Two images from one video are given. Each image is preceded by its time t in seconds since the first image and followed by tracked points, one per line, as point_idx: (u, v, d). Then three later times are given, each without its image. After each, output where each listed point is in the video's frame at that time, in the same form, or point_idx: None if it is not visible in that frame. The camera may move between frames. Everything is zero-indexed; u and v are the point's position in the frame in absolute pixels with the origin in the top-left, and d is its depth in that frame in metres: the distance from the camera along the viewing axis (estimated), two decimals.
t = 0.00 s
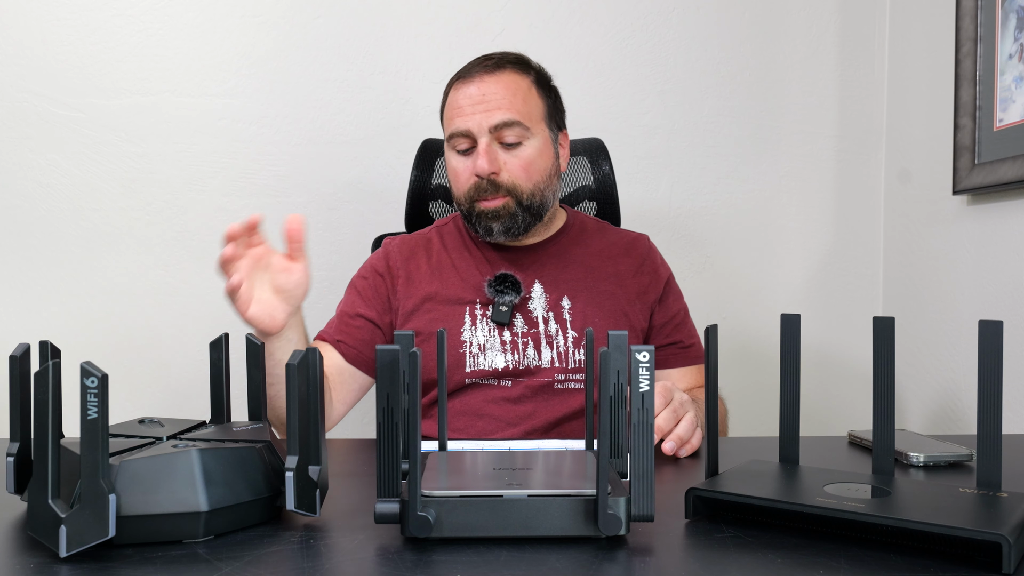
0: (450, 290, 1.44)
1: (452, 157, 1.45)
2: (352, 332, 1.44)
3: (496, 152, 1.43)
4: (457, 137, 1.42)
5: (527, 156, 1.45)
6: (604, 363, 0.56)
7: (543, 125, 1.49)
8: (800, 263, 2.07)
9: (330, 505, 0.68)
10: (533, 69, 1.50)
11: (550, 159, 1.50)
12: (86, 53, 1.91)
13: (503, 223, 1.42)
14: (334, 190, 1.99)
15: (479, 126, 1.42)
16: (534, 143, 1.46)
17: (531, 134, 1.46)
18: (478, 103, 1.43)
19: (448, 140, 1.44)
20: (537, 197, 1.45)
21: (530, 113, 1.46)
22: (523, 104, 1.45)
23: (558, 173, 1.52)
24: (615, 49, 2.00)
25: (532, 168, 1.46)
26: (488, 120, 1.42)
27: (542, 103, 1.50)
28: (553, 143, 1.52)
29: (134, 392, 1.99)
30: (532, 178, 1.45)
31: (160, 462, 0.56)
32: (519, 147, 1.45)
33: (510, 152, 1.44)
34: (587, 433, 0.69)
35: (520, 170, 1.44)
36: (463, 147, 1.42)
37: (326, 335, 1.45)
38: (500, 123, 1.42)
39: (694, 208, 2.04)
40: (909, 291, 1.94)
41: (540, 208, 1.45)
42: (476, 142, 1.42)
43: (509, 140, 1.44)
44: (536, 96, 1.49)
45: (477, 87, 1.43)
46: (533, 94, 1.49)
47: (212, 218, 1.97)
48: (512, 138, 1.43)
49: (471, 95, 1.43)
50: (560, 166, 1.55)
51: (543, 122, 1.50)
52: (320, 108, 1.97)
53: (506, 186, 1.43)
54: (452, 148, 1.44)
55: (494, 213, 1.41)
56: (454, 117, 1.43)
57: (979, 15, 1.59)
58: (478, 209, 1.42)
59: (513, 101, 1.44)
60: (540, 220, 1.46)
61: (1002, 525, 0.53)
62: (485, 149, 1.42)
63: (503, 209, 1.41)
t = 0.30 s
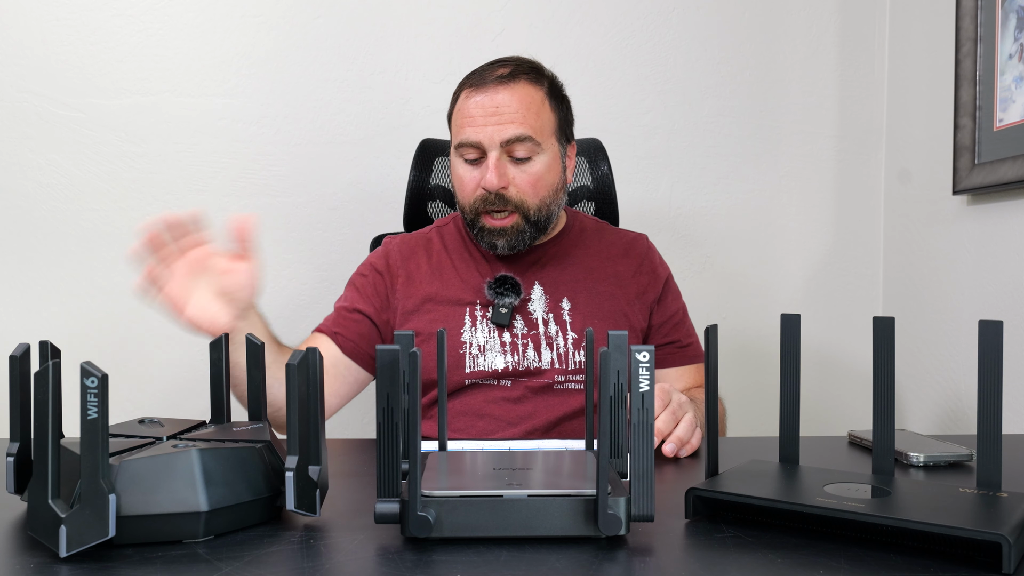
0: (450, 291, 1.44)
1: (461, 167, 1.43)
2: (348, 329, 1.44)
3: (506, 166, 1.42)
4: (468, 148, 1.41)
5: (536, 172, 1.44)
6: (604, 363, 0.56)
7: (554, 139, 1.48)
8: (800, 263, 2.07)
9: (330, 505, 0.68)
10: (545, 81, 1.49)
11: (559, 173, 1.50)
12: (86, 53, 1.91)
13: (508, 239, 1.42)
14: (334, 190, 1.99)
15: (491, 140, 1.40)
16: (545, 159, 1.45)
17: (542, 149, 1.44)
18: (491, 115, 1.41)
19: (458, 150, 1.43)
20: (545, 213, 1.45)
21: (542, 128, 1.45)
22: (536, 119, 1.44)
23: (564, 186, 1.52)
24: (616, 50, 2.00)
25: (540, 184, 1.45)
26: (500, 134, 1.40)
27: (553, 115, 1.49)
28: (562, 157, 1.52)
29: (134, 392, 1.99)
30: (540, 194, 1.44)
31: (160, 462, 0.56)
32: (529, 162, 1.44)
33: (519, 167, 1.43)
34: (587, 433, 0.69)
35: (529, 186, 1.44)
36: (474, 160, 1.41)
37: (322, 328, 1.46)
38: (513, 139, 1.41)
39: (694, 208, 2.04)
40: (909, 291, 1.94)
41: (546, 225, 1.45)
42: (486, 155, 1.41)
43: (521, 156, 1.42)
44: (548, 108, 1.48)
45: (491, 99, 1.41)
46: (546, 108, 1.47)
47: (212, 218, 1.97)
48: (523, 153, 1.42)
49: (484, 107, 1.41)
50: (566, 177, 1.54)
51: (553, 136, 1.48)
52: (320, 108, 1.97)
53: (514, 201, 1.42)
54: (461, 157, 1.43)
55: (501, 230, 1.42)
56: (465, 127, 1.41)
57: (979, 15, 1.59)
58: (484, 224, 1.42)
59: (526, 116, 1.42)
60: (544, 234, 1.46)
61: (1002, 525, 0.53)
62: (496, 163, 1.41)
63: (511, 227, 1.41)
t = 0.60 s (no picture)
0: (450, 292, 1.44)
1: (466, 163, 1.43)
2: (348, 334, 1.43)
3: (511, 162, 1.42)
4: (473, 143, 1.41)
5: (542, 168, 1.44)
6: (604, 363, 0.56)
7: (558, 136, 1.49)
8: (800, 263, 2.07)
9: (330, 505, 0.68)
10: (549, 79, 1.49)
11: (563, 171, 1.50)
12: (86, 53, 1.91)
13: (512, 233, 1.42)
14: (334, 190, 1.99)
15: (496, 135, 1.40)
16: (550, 155, 1.45)
17: (547, 146, 1.45)
18: (497, 111, 1.41)
19: (463, 145, 1.43)
20: (549, 208, 1.44)
21: (546, 124, 1.45)
22: (541, 115, 1.44)
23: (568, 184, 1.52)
24: (616, 50, 2.00)
25: (546, 180, 1.45)
26: (506, 129, 1.41)
27: (557, 113, 1.49)
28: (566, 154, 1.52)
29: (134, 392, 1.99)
30: (545, 189, 1.44)
31: (160, 462, 0.56)
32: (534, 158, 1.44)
33: (525, 162, 1.43)
34: (587, 434, 0.69)
35: (535, 181, 1.43)
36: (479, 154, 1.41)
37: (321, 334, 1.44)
38: (518, 133, 1.41)
39: (694, 208, 2.04)
40: (908, 291, 1.94)
41: (551, 220, 1.44)
42: (491, 150, 1.41)
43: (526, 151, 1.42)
44: (552, 106, 1.49)
45: (497, 96, 1.42)
46: (550, 105, 1.48)
47: (212, 218, 1.97)
48: (528, 148, 1.42)
49: (489, 104, 1.42)
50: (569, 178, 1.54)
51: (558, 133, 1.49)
52: (321, 108, 1.97)
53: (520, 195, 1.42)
54: (466, 154, 1.43)
55: (504, 222, 1.40)
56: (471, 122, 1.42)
57: (979, 15, 1.59)
58: (489, 217, 1.41)
59: (531, 112, 1.43)
60: (548, 230, 1.46)
61: (1002, 525, 0.53)
62: (502, 158, 1.41)
63: (514, 220, 1.41)
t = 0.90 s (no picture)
0: (444, 293, 1.44)
1: (468, 146, 1.45)
2: (344, 349, 1.45)
3: (514, 141, 1.43)
4: (475, 125, 1.43)
5: (544, 148, 1.45)
6: (604, 362, 0.56)
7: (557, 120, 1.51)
8: (800, 263, 2.07)
9: (330, 505, 0.68)
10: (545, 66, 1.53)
11: (563, 153, 1.51)
12: (86, 53, 1.91)
13: (517, 214, 1.43)
14: (334, 190, 1.99)
15: (498, 116, 1.42)
16: (552, 134, 1.46)
17: (548, 126, 1.46)
18: (497, 92, 1.43)
19: (464, 128, 1.44)
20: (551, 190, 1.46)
21: (547, 108, 1.48)
22: (540, 97, 1.46)
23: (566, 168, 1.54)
24: (616, 50, 2.00)
25: (548, 160, 1.46)
26: (507, 109, 1.42)
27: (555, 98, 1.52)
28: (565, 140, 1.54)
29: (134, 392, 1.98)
30: (547, 169, 1.46)
31: (160, 462, 0.56)
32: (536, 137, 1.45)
33: (527, 142, 1.44)
34: (587, 433, 0.69)
35: (537, 162, 1.45)
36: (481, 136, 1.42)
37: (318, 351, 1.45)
38: (520, 115, 1.43)
39: (694, 208, 2.04)
40: (909, 291, 1.94)
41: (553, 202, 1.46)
42: (493, 131, 1.43)
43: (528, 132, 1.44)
44: (550, 91, 1.51)
45: (496, 79, 1.44)
46: (548, 91, 1.51)
47: (212, 218, 1.97)
48: (530, 127, 1.44)
49: (489, 86, 1.44)
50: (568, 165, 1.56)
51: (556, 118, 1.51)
52: (321, 108, 1.97)
53: (523, 175, 1.43)
54: (468, 137, 1.45)
55: (509, 205, 1.42)
56: (472, 106, 1.43)
57: (979, 15, 1.59)
58: (493, 200, 1.42)
59: (531, 93, 1.45)
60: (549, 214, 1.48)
61: (1002, 525, 0.53)
62: (504, 138, 1.42)
63: (519, 201, 1.42)
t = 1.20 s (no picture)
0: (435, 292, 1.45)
1: (477, 136, 1.48)
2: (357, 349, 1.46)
3: (522, 135, 1.47)
4: (485, 115, 1.46)
5: (552, 146, 1.48)
6: (604, 362, 0.56)
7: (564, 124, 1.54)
8: (800, 263, 2.07)
9: (331, 505, 0.68)
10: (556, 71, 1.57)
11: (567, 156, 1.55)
12: (86, 53, 1.91)
13: (518, 207, 1.44)
14: (334, 190, 1.99)
15: (510, 111, 1.46)
16: (559, 133, 1.49)
17: (557, 127, 1.50)
18: (511, 87, 1.47)
19: (474, 118, 1.48)
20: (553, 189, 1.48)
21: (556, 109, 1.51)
22: (552, 99, 1.50)
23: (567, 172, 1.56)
24: (616, 50, 2.00)
25: (553, 159, 1.49)
26: (520, 104, 1.46)
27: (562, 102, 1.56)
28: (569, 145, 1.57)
29: (133, 392, 1.98)
30: (552, 167, 1.48)
31: (160, 462, 0.56)
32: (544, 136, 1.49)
33: (535, 138, 1.47)
34: (587, 433, 0.69)
35: (543, 159, 1.47)
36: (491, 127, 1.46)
37: (330, 351, 1.45)
38: (532, 112, 1.46)
39: (694, 208, 2.04)
40: (909, 291, 1.94)
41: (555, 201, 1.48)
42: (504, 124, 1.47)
43: (537, 130, 1.47)
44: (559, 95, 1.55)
45: (512, 74, 1.48)
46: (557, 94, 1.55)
47: (212, 218, 1.97)
48: (540, 124, 1.47)
49: (506, 80, 1.48)
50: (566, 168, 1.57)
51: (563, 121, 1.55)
52: (321, 108, 1.97)
53: (528, 170, 1.46)
54: (478, 127, 1.48)
55: (512, 196, 1.44)
56: (484, 97, 1.47)
57: (979, 15, 1.59)
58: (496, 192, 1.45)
59: (545, 93, 1.49)
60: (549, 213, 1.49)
61: (1002, 525, 0.53)
62: (513, 132, 1.46)
63: (521, 194, 1.44)
